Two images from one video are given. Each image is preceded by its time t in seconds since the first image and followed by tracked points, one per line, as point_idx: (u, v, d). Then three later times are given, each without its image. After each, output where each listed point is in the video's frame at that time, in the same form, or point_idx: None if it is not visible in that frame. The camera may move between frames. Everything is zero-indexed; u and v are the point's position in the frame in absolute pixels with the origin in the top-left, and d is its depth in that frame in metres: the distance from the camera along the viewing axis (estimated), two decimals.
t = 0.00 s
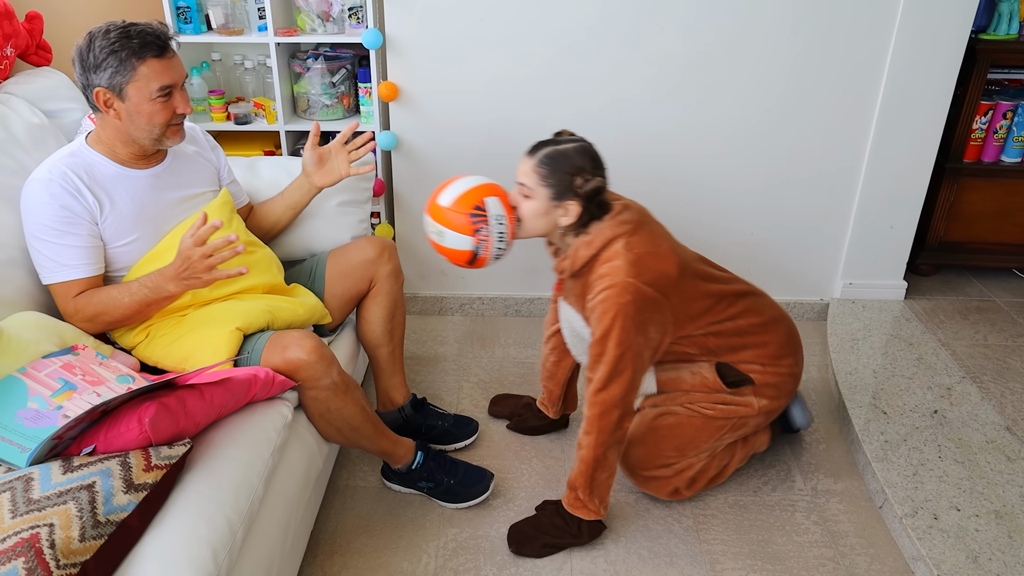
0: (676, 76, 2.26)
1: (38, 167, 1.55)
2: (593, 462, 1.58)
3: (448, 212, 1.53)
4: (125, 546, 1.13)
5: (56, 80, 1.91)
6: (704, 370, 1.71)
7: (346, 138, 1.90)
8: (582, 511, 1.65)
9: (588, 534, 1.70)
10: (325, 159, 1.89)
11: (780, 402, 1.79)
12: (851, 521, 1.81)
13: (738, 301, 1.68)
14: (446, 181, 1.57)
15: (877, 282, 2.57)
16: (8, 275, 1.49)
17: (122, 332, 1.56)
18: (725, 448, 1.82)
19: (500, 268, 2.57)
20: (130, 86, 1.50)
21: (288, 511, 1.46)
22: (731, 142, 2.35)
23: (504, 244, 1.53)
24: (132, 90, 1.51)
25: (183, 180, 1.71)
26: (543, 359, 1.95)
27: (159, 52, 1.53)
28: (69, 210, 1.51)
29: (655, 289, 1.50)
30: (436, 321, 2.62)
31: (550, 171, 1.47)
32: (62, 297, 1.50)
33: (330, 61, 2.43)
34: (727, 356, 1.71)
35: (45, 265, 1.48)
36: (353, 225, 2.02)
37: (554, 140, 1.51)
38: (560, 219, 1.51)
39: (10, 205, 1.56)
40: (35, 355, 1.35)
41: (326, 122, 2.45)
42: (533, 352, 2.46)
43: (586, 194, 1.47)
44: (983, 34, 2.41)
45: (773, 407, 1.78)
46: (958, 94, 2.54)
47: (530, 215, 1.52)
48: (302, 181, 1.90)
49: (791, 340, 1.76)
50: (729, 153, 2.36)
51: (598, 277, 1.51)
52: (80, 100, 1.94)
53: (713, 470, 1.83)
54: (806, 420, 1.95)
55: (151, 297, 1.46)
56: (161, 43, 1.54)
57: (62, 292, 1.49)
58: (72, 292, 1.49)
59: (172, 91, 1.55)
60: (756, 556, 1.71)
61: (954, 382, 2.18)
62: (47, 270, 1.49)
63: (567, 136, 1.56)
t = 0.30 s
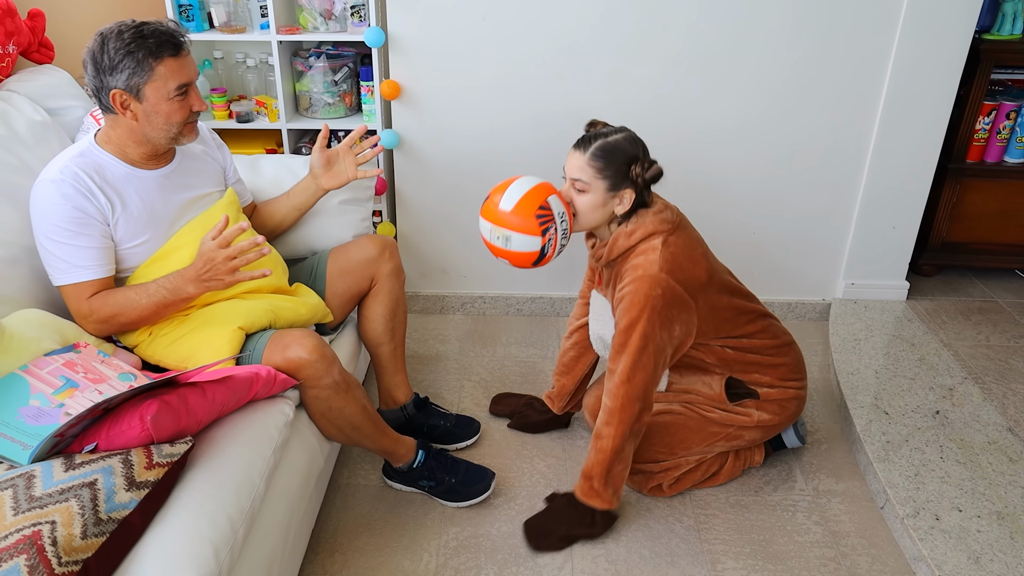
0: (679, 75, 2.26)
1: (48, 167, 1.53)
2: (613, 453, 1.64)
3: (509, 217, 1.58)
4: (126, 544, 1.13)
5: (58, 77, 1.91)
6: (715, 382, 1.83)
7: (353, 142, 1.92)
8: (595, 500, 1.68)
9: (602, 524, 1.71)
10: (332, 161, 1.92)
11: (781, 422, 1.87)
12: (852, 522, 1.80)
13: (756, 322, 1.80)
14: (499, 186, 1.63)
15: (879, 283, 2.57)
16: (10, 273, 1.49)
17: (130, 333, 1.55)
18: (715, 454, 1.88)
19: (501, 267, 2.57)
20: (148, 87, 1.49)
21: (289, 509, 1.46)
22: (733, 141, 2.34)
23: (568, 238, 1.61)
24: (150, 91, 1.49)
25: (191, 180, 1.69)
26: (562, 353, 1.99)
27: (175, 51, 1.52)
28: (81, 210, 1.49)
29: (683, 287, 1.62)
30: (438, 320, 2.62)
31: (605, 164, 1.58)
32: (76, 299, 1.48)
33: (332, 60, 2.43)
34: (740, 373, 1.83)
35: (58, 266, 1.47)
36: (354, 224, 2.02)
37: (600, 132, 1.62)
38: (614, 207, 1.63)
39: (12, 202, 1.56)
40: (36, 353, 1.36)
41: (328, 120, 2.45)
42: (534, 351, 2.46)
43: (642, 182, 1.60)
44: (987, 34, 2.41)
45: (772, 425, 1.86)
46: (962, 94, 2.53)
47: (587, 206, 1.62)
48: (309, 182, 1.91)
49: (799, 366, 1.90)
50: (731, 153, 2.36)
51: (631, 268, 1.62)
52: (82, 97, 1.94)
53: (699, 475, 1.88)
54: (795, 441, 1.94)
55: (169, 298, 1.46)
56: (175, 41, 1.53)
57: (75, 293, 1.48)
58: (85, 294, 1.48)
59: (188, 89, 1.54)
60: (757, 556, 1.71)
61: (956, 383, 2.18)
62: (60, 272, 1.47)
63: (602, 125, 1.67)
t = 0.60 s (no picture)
0: (679, 73, 2.26)
1: (59, 169, 1.51)
2: (622, 441, 1.71)
3: (509, 199, 1.57)
4: (127, 543, 1.13)
5: (58, 77, 1.91)
6: (700, 376, 1.85)
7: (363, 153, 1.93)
8: (608, 484, 1.77)
9: (615, 505, 1.79)
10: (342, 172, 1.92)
11: (773, 409, 1.87)
12: (853, 520, 1.80)
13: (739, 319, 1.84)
14: (496, 170, 1.63)
15: (879, 281, 2.57)
16: (11, 273, 1.49)
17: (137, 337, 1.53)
18: (713, 447, 1.88)
19: (502, 266, 2.57)
20: (161, 91, 1.48)
21: (290, 507, 1.46)
22: (734, 139, 2.34)
23: (565, 227, 1.61)
24: (163, 94, 1.48)
25: (199, 182, 1.69)
26: (553, 356, 2.00)
27: (187, 54, 1.50)
28: (93, 212, 1.48)
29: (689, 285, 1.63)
30: (438, 319, 2.62)
31: (612, 154, 1.59)
32: (90, 305, 1.47)
33: (333, 59, 2.43)
34: (725, 367, 1.85)
35: (69, 269, 1.45)
36: (356, 223, 2.02)
37: (610, 125, 1.64)
38: (614, 202, 1.63)
39: (12, 202, 1.56)
40: (37, 352, 1.36)
41: (328, 120, 2.46)
42: (535, 350, 2.46)
43: (647, 177, 1.62)
44: (987, 31, 2.41)
45: (763, 412, 1.86)
46: (962, 91, 2.53)
47: (590, 195, 1.62)
48: (317, 189, 1.91)
49: (784, 350, 1.90)
50: (731, 151, 2.36)
51: (637, 267, 1.63)
52: (83, 97, 1.94)
53: (697, 467, 1.87)
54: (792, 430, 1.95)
55: (190, 303, 1.46)
56: (187, 44, 1.51)
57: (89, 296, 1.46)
58: (100, 297, 1.47)
59: (200, 92, 1.53)
60: (758, 554, 1.71)
61: (957, 380, 2.18)
62: (71, 275, 1.46)
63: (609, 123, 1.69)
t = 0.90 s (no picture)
0: (678, 73, 2.26)
1: (82, 171, 1.46)
2: (621, 441, 1.71)
3: (507, 189, 1.59)
4: (126, 544, 1.13)
5: (57, 77, 1.91)
6: (706, 382, 1.85)
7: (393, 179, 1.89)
8: (607, 484, 1.77)
9: (614, 504, 1.79)
10: (370, 195, 1.84)
11: (777, 419, 1.87)
12: (852, 518, 1.81)
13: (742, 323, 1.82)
14: (501, 159, 1.65)
15: (879, 279, 2.57)
16: (10, 273, 1.49)
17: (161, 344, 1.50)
18: (715, 451, 1.89)
19: (501, 265, 2.57)
20: (187, 91, 1.43)
21: (290, 507, 1.46)
22: (734, 138, 2.34)
23: (561, 225, 1.61)
24: (189, 94, 1.44)
25: (214, 184, 1.66)
26: (556, 353, 2.01)
27: (210, 53, 1.46)
28: (123, 213, 1.44)
29: (687, 286, 1.63)
30: (438, 318, 2.62)
31: (616, 158, 1.59)
32: (133, 311, 1.43)
33: (332, 58, 2.43)
34: (730, 372, 1.84)
35: (101, 272, 1.42)
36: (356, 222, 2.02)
37: (619, 126, 1.63)
38: (616, 205, 1.63)
39: (12, 202, 1.55)
40: (36, 352, 1.35)
41: (327, 119, 2.45)
42: (534, 349, 2.46)
43: (649, 185, 1.61)
44: (986, 30, 2.41)
45: (768, 421, 1.86)
46: (961, 90, 2.53)
47: (590, 196, 1.62)
48: (341, 208, 1.89)
49: (791, 358, 1.89)
50: (731, 150, 2.36)
51: (635, 268, 1.63)
52: (82, 97, 1.94)
53: (700, 470, 1.88)
54: (796, 436, 1.95)
55: (240, 316, 1.46)
56: (209, 42, 1.47)
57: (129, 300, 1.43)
58: (142, 300, 1.43)
59: (225, 91, 1.49)
60: (758, 553, 1.71)
61: (956, 379, 2.18)
62: (104, 278, 1.42)
63: (627, 123, 1.69)
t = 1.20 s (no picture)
0: (677, 72, 2.25)
1: (94, 174, 1.45)
2: (618, 441, 1.71)
3: (509, 193, 1.60)
4: (126, 545, 1.13)
5: (57, 77, 1.91)
6: (704, 379, 1.85)
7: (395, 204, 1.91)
8: (606, 484, 1.76)
9: (614, 504, 1.79)
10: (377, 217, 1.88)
11: (775, 413, 1.87)
12: (853, 517, 1.80)
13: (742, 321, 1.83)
14: (498, 164, 1.65)
15: (879, 278, 2.57)
16: (8, 273, 1.49)
17: (162, 349, 1.51)
18: (714, 449, 1.88)
19: (500, 265, 2.57)
20: (202, 89, 1.43)
21: (290, 507, 1.46)
22: (733, 137, 2.34)
23: (564, 224, 1.62)
24: (205, 93, 1.44)
25: (223, 188, 1.65)
26: (560, 353, 2.01)
27: (224, 51, 1.46)
28: (137, 220, 1.44)
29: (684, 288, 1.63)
30: (437, 318, 2.61)
31: (614, 152, 1.60)
32: (139, 319, 1.44)
33: (330, 58, 2.42)
34: (729, 369, 1.84)
35: (112, 279, 1.42)
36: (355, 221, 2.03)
37: (614, 123, 1.64)
38: (618, 201, 1.64)
39: (10, 202, 1.55)
40: (36, 352, 1.35)
41: (326, 119, 2.45)
42: (534, 349, 2.45)
43: (650, 176, 1.61)
44: (985, 29, 2.41)
45: (767, 416, 1.87)
46: (960, 89, 2.53)
47: (591, 194, 1.63)
48: (347, 222, 1.89)
49: (789, 354, 1.89)
50: (730, 149, 2.36)
51: (634, 267, 1.63)
52: (81, 97, 1.94)
53: (699, 468, 1.88)
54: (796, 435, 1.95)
55: (242, 336, 1.51)
56: (221, 40, 1.47)
57: (134, 308, 1.44)
58: (148, 310, 1.44)
59: (238, 89, 1.50)
60: (758, 552, 1.71)
61: (956, 378, 2.18)
62: (113, 286, 1.42)
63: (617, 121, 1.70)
